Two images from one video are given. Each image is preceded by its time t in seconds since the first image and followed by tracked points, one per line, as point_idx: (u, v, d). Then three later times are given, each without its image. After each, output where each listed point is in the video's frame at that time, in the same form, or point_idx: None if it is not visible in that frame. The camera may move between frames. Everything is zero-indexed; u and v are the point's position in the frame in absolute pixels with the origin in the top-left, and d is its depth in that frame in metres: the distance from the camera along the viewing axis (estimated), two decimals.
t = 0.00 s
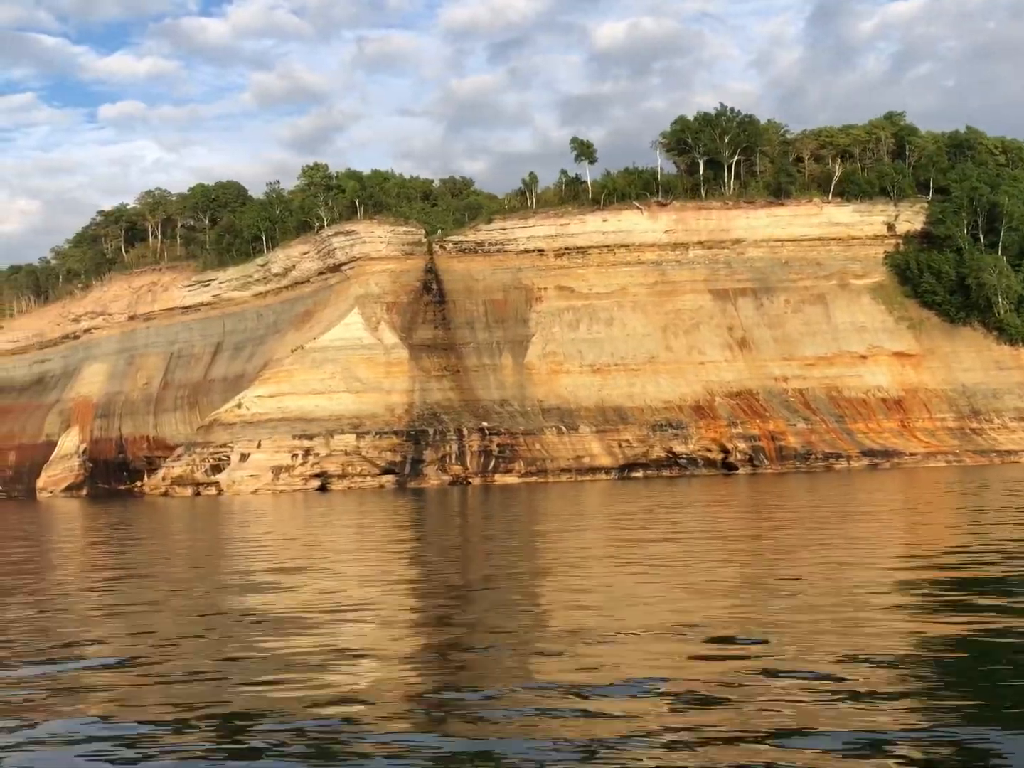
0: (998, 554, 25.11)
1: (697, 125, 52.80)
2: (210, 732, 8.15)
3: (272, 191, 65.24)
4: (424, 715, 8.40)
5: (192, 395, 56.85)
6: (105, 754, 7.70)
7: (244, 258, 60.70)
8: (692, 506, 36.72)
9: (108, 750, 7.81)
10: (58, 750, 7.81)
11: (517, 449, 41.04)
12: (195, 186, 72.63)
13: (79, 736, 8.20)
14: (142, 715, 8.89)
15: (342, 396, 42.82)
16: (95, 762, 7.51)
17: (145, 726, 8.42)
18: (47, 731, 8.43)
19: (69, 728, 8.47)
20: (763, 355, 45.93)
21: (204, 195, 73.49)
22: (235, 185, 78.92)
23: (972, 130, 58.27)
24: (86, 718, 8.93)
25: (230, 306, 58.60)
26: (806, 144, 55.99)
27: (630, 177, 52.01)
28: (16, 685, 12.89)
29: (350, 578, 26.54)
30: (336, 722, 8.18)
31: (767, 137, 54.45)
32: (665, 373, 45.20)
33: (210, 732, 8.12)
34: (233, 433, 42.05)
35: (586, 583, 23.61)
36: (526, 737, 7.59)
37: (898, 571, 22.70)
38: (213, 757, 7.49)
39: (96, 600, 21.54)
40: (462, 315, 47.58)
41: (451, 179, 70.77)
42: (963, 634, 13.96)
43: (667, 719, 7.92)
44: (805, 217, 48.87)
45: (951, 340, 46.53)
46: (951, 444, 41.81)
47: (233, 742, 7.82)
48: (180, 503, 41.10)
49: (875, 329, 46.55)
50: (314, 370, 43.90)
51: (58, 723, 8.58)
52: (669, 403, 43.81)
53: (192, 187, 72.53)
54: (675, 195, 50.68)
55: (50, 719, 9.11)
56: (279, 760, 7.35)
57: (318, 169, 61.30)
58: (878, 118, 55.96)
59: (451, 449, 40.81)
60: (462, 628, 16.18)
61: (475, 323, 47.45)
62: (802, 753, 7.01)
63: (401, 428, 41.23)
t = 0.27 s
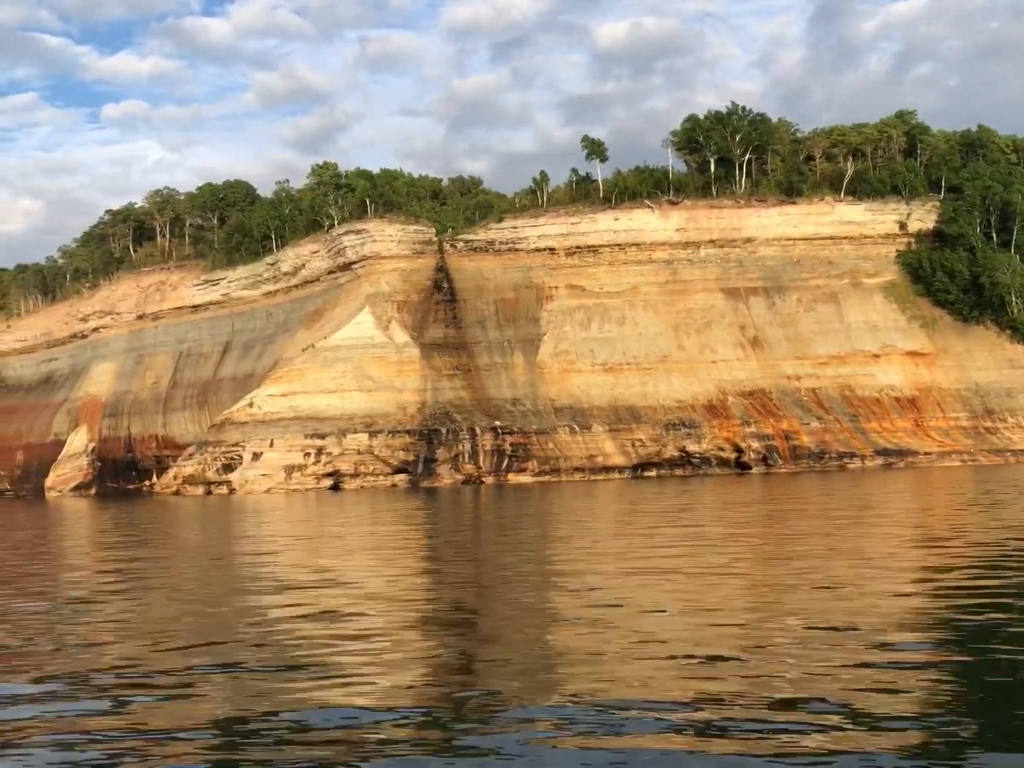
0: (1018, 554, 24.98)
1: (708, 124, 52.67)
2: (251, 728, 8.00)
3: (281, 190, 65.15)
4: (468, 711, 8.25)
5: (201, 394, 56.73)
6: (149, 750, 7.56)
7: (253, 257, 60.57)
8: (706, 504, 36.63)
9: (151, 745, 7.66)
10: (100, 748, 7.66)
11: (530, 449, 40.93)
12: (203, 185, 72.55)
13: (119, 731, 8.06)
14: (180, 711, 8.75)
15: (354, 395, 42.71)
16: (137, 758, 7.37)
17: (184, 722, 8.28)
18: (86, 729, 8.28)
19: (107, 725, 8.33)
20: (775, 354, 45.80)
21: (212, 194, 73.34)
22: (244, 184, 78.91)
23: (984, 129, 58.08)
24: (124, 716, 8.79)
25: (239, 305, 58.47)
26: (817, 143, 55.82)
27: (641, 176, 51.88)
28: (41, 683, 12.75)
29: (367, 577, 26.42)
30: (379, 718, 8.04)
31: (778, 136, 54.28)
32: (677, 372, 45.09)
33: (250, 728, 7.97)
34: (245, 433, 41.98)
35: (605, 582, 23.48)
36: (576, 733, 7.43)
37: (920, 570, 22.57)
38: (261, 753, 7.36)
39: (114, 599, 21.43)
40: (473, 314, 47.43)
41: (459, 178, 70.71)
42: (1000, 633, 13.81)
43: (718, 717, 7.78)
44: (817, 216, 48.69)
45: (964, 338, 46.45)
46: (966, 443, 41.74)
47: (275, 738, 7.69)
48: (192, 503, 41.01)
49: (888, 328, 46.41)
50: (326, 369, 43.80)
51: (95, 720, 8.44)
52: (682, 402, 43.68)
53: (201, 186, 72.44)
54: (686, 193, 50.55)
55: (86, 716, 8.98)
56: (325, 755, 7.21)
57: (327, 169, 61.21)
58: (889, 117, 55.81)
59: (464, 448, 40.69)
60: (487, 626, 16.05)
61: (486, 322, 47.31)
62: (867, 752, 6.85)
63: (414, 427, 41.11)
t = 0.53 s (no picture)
0: None
1: (720, 122, 52.56)
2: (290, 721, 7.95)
3: (290, 189, 65.05)
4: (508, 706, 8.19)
5: (210, 393, 56.51)
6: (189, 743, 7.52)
7: (262, 256, 60.44)
8: (720, 503, 36.55)
9: (190, 737, 7.62)
10: (139, 740, 7.62)
11: (543, 448, 40.85)
12: (211, 184, 72.45)
13: (157, 724, 8.02)
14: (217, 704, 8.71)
15: (366, 394, 42.63)
16: (178, 750, 7.33)
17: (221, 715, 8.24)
18: (123, 720, 8.25)
19: (144, 717, 8.30)
20: (787, 352, 45.69)
21: (220, 193, 73.25)
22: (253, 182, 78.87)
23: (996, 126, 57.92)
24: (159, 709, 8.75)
25: (247, 303, 58.32)
26: (828, 141, 55.70)
27: (652, 174, 51.77)
28: (68, 679, 12.74)
29: (383, 576, 26.34)
30: (419, 713, 7.97)
31: (790, 134, 54.14)
32: (689, 371, 45.02)
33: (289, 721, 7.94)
34: (257, 432, 41.97)
35: (623, 582, 23.39)
36: (620, 730, 7.37)
37: (940, 570, 22.46)
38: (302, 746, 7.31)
39: (132, 598, 21.35)
40: (483, 313, 47.28)
41: (468, 176, 70.56)
42: None
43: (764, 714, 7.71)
44: (829, 214, 48.54)
45: (977, 337, 46.39)
46: (979, 443, 41.69)
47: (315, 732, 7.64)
48: (203, 502, 40.92)
49: (900, 326, 46.28)
50: (337, 367, 43.79)
51: (128, 716, 8.36)
52: (695, 401, 43.57)
53: (209, 185, 72.34)
54: (697, 192, 50.44)
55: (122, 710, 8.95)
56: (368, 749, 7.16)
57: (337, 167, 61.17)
58: (900, 115, 55.67)
59: (476, 447, 40.60)
60: (512, 624, 16.00)
61: (497, 320, 47.18)
62: (918, 751, 6.78)
63: (426, 426, 41.02)
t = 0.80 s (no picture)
0: None
1: (732, 119, 52.42)
2: (326, 731, 7.88)
3: (299, 185, 64.87)
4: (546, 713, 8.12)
5: (219, 390, 56.31)
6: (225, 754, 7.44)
7: (271, 252, 60.27)
8: (734, 502, 36.40)
9: (225, 748, 7.56)
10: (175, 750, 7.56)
11: (556, 444, 40.74)
12: (220, 181, 72.26)
13: (191, 734, 7.96)
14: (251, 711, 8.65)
15: (377, 391, 42.54)
16: (215, 761, 7.26)
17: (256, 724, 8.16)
18: (156, 730, 8.18)
19: (179, 728, 8.23)
20: (800, 350, 45.55)
21: (229, 190, 73.07)
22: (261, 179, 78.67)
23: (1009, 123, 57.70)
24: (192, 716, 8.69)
25: (257, 301, 58.10)
26: (840, 138, 55.49)
27: (663, 171, 51.59)
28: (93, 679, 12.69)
29: (400, 574, 26.22)
30: (456, 722, 7.90)
31: (801, 131, 53.94)
32: (701, 368, 44.88)
33: (325, 731, 7.86)
34: (269, 429, 41.95)
35: (642, 579, 23.26)
36: (660, 737, 7.29)
37: (962, 567, 22.36)
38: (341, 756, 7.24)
39: (150, 594, 21.25)
40: (494, 310, 47.12)
41: (477, 173, 70.35)
42: None
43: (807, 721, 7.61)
44: (841, 212, 48.35)
45: (990, 335, 46.26)
46: (994, 441, 41.52)
47: (353, 742, 7.56)
48: (215, 499, 40.86)
49: (913, 324, 46.15)
50: (348, 365, 43.70)
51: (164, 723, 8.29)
52: (707, 398, 43.45)
53: (218, 182, 72.17)
54: (709, 189, 50.27)
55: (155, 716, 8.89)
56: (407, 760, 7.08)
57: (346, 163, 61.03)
58: (912, 112, 55.45)
59: (489, 445, 40.48)
60: (536, 621, 15.91)
61: (507, 318, 47.02)
62: (967, 761, 6.67)
63: (439, 423, 40.92)
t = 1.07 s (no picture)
0: None
1: (743, 117, 52.41)
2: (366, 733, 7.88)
3: (310, 183, 64.81)
4: (585, 717, 8.10)
5: (229, 388, 56.13)
6: (267, 755, 7.44)
7: (281, 250, 60.22)
8: (749, 500, 36.31)
9: (267, 749, 7.55)
10: (217, 750, 7.56)
11: (569, 442, 40.68)
12: (229, 178, 72.22)
13: (232, 734, 7.95)
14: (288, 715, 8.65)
15: (389, 389, 42.52)
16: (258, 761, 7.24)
17: (294, 726, 8.15)
18: (193, 730, 8.16)
19: (218, 728, 8.23)
20: (812, 349, 45.46)
21: (238, 188, 72.99)
22: (270, 178, 78.70)
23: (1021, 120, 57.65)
24: (230, 718, 8.69)
25: (267, 299, 57.96)
26: (852, 136, 55.46)
27: (675, 169, 51.51)
28: (119, 675, 12.68)
29: (417, 572, 26.18)
30: (497, 725, 7.89)
31: (813, 129, 53.89)
32: (713, 367, 44.80)
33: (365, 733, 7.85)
34: (281, 427, 41.94)
35: (661, 577, 23.21)
36: (704, 744, 7.26)
37: (984, 565, 22.31)
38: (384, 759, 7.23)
39: (170, 592, 21.24)
40: (505, 309, 47.06)
41: (488, 171, 70.25)
42: None
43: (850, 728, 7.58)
44: (853, 210, 48.31)
45: (1003, 334, 46.14)
46: (1009, 439, 41.38)
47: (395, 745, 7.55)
48: (228, 497, 40.85)
49: (925, 322, 46.08)
50: (360, 363, 43.68)
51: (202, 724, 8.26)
52: (720, 397, 43.37)
53: (227, 179, 72.13)
54: (720, 187, 50.19)
55: (193, 717, 8.89)
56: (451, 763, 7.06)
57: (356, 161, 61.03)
58: (924, 110, 55.32)
59: (502, 443, 40.41)
60: (560, 619, 15.88)
61: (519, 316, 46.96)
62: None
63: (452, 421, 40.89)
